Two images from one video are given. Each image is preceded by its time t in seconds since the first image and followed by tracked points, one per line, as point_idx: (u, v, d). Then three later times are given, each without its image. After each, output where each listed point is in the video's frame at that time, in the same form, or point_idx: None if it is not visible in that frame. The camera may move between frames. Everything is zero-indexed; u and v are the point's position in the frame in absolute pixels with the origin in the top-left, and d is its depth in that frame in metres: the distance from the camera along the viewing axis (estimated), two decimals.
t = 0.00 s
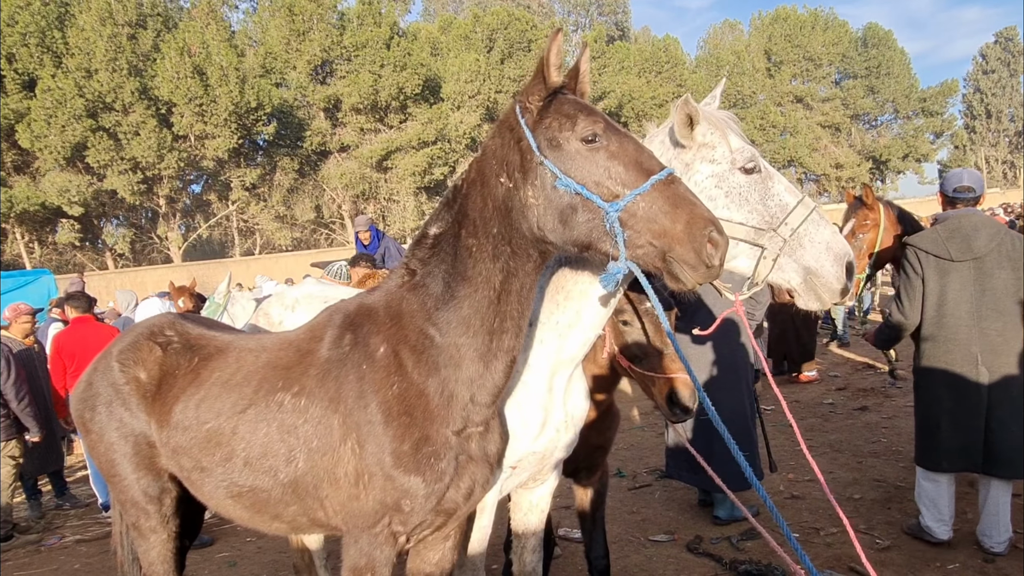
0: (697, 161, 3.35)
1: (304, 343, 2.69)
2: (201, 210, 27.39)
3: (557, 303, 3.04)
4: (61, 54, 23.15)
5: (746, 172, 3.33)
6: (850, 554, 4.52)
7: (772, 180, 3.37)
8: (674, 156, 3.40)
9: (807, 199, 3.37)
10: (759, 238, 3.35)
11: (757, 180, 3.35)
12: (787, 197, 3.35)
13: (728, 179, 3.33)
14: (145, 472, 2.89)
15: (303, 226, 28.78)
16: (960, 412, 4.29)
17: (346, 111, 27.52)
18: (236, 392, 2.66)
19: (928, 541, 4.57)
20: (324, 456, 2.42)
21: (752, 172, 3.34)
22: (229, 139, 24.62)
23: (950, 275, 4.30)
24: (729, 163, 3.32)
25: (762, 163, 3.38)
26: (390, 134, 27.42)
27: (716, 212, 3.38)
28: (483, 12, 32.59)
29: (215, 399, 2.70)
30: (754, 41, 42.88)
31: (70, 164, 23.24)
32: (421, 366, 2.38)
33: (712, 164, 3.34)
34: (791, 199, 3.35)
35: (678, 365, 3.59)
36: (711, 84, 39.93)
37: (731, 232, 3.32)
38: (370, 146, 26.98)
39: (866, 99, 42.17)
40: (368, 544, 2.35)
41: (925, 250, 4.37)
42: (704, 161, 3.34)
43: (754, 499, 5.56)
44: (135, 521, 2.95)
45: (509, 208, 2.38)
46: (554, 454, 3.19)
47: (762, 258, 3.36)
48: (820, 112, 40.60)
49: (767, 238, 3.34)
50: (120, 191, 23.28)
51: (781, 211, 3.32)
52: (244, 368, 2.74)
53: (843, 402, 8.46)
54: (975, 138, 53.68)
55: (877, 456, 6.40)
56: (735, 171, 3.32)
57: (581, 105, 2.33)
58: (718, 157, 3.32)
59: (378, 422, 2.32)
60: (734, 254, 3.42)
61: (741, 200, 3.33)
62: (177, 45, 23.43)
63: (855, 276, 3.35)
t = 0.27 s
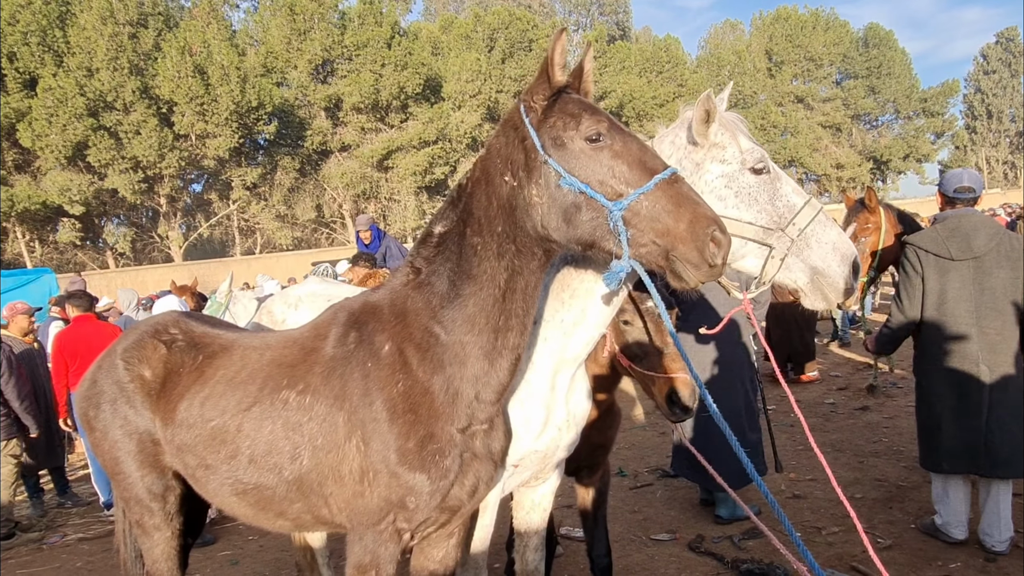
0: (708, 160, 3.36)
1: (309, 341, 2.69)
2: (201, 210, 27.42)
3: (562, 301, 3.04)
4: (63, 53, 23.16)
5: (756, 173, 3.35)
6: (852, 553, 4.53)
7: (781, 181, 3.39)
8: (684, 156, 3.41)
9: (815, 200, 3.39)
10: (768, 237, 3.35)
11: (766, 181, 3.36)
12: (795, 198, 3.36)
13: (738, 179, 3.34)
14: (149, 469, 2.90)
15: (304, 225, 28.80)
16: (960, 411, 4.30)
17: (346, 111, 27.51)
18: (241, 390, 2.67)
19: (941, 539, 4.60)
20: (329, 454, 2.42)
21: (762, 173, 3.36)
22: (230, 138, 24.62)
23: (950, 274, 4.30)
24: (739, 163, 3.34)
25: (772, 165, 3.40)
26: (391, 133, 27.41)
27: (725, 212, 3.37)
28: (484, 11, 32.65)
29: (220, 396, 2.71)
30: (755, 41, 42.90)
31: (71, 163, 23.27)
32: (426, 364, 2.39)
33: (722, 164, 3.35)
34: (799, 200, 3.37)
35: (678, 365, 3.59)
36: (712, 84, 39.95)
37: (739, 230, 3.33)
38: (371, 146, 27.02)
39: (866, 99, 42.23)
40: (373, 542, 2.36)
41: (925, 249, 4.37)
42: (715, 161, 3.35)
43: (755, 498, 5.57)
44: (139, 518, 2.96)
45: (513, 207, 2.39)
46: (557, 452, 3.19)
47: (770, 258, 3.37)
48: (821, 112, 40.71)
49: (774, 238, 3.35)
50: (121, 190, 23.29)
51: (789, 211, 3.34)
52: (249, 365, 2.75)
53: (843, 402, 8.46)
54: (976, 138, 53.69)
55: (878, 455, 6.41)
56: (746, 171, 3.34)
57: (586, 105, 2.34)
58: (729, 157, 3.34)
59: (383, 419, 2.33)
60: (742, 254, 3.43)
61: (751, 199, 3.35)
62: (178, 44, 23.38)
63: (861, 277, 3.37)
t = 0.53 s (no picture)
0: (714, 159, 3.34)
1: (310, 336, 2.69)
2: (201, 207, 27.41)
3: (564, 298, 3.04)
4: (64, 49, 23.16)
5: (762, 171, 3.34)
6: (851, 553, 4.53)
7: (787, 180, 3.39)
8: (690, 154, 3.40)
9: (819, 199, 3.39)
10: (773, 235, 3.34)
11: (772, 179, 3.35)
12: (800, 197, 3.36)
13: (744, 178, 3.33)
14: (150, 464, 2.89)
15: (304, 223, 28.77)
16: (954, 412, 4.28)
17: (347, 108, 27.48)
18: (241, 384, 2.67)
19: (941, 539, 4.59)
20: (330, 449, 2.42)
21: (767, 171, 3.35)
22: (231, 136, 24.58)
23: (944, 275, 4.29)
24: (745, 162, 3.33)
25: (778, 163, 3.39)
26: (392, 131, 27.39)
27: (730, 211, 3.37)
28: (486, 9, 32.59)
29: (220, 391, 2.70)
30: (757, 40, 42.89)
31: (71, 159, 23.24)
32: (428, 360, 2.38)
33: (728, 163, 3.34)
34: (804, 198, 3.36)
35: (678, 364, 3.59)
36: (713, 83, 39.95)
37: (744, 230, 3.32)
38: (371, 144, 27.03)
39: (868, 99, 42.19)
40: (373, 537, 2.36)
41: (918, 252, 4.36)
42: (721, 160, 3.34)
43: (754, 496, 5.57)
44: (139, 514, 2.95)
45: (515, 202, 2.38)
46: (558, 449, 3.19)
47: (775, 256, 3.36)
48: (822, 113, 40.77)
49: (779, 236, 3.34)
50: (121, 187, 23.28)
51: (794, 210, 3.34)
52: (250, 360, 2.74)
53: (844, 402, 8.45)
54: (977, 139, 53.62)
55: (879, 455, 6.40)
56: (751, 170, 3.33)
57: (588, 102, 2.33)
58: (734, 156, 3.33)
59: (384, 415, 2.32)
60: (747, 252, 3.41)
61: (756, 198, 3.33)
62: (179, 41, 23.35)
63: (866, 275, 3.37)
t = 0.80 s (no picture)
0: (714, 157, 3.34)
1: (309, 331, 2.68)
2: (201, 204, 27.41)
3: (564, 295, 3.03)
4: (64, 45, 23.15)
5: (762, 169, 3.33)
6: (850, 552, 4.52)
7: (788, 178, 3.37)
8: (690, 153, 3.39)
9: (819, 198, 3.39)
10: (773, 234, 3.34)
11: (772, 178, 3.34)
12: (800, 196, 3.35)
13: (745, 176, 3.32)
14: (148, 459, 2.88)
15: (304, 221, 28.74)
16: (951, 410, 4.26)
17: (348, 106, 27.45)
18: (240, 380, 2.66)
19: (941, 539, 4.56)
20: (328, 444, 2.41)
21: (768, 169, 3.34)
22: (231, 132, 24.54)
23: (936, 278, 4.29)
24: (746, 160, 3.31)
25: (778, 162, 3.37)
26: (392, 129, 27.37)
27: (731, 208, 3.35)
28: (487, 7, 32.56)
29: (218, 387, 2.69)
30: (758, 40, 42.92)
31: (71, 155, 23.23)
32: (426, 356, 2.37)
33: (728, 161, 3.32)
34: (804, 196, 3.35)
35: (679, 363, 3.59)
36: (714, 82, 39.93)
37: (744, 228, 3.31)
38: (372, 142, 27.04)
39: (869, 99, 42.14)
40: (371, 532, 2.35)
41: (909, 255, 4.33)
42: (722, 158, 3.32)
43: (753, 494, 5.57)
44: (138, 509, 2.94)
45: (514, 199, 2.37)
46: (558, 447, 3.19)
47: (775, 254, 3.36)
48: (824, 113, 40.72)
49: (780, 234, 3.33)
50: (121, 183, 23.28)
51: (794, 208, 3.33)
52: (249, 356, 2.73)
53: (843, 402, 8.44)
54: (978, 139, 53.61)
55: (878, 455, 6.39)
56: (752, 168, 3.31)
57: (588, 98, 2.31)
58: (735, 154, 3.32)
59: (383, 411, 2.32)
60: (748, 250, 3.41)
61: (757, 196, 3.32)
62: (179, 38, 23.41)
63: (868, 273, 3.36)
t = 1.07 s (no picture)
0: (715, 156, 3.33)
1: (309, 328, 2.67)
2: (201, 201, 27.38)
3: (565, 293, 3.02)
4: (65, 42, 23.16)
5: (763, 169, 3.32)
6: (849, 552, 4.53)
7: (789, 178, 3.37)
8: (691, 152, 3.39)
9: (819, 198, 3.38)
10: (774, 233, 3.33)
11: (773, 177, 3.33)
12: (801, 195, 3.34)
13: (746, 175, 3.31)
14: (147, 455, 2.88)
15: (304, 219, 28.73)
16: (952, 409, 4.26)
17: (348, 104, 27.45)
18: (239, 377, 2.65)
19: (940, 539, 4.56)
20: (327, 441, 2.41)
21: (769, 168, 3.34)
22: (231, 130, 24.54)
23: (932, 277, 4.28)
24: (747, 159, 3.31)
25: (780, 161, 3.37)
26: (392, 127, 27.34)
27: (732, 207, 3.34)
28: (487, 6, 32.54)
29: (218, 383, 2.69)
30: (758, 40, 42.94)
31: (71, 152, 23.20)
32: (426, 353, 2.37)
33: (730, 159, 3.32)
34: (805, 196, 3.35)
35: (681, 363, 3.59)
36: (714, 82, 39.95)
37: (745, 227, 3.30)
38: (372, 140, 27.02)
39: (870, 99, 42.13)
40: (370, 530, 2.35)
41: (902, 256, 4.32)
42: (723, 157, 3.32)
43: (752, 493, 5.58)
44: (137, 506, 2.94)
45: (513, 197, 2.36)
46: (558, 445, 3.18)
47: (775, 253, 3.35)
48: (824, 113, 40.74)
49: (781, 234, 3.33)
50: (121, 180, 23.27)
51: (795, 207, 3.32)
52: (249, 352, 2.72)
53: (843, 402, 8.45)
54: (978, 140, 53.57)
55: (878, 455, 6.39)
56: (754, 166, 3.31)
57: (587, 96, 2.31)
58: (737, 153, 3.31)
59: (382, 408, 2.31)
60: (747, 250, 3.40)
61: (758, 195, 3.31)
62: (179, 35, 23.38)
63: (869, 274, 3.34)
